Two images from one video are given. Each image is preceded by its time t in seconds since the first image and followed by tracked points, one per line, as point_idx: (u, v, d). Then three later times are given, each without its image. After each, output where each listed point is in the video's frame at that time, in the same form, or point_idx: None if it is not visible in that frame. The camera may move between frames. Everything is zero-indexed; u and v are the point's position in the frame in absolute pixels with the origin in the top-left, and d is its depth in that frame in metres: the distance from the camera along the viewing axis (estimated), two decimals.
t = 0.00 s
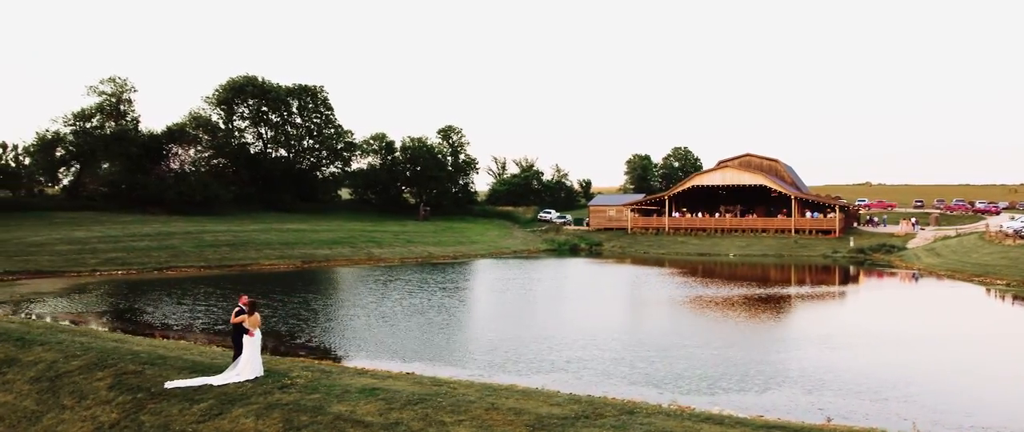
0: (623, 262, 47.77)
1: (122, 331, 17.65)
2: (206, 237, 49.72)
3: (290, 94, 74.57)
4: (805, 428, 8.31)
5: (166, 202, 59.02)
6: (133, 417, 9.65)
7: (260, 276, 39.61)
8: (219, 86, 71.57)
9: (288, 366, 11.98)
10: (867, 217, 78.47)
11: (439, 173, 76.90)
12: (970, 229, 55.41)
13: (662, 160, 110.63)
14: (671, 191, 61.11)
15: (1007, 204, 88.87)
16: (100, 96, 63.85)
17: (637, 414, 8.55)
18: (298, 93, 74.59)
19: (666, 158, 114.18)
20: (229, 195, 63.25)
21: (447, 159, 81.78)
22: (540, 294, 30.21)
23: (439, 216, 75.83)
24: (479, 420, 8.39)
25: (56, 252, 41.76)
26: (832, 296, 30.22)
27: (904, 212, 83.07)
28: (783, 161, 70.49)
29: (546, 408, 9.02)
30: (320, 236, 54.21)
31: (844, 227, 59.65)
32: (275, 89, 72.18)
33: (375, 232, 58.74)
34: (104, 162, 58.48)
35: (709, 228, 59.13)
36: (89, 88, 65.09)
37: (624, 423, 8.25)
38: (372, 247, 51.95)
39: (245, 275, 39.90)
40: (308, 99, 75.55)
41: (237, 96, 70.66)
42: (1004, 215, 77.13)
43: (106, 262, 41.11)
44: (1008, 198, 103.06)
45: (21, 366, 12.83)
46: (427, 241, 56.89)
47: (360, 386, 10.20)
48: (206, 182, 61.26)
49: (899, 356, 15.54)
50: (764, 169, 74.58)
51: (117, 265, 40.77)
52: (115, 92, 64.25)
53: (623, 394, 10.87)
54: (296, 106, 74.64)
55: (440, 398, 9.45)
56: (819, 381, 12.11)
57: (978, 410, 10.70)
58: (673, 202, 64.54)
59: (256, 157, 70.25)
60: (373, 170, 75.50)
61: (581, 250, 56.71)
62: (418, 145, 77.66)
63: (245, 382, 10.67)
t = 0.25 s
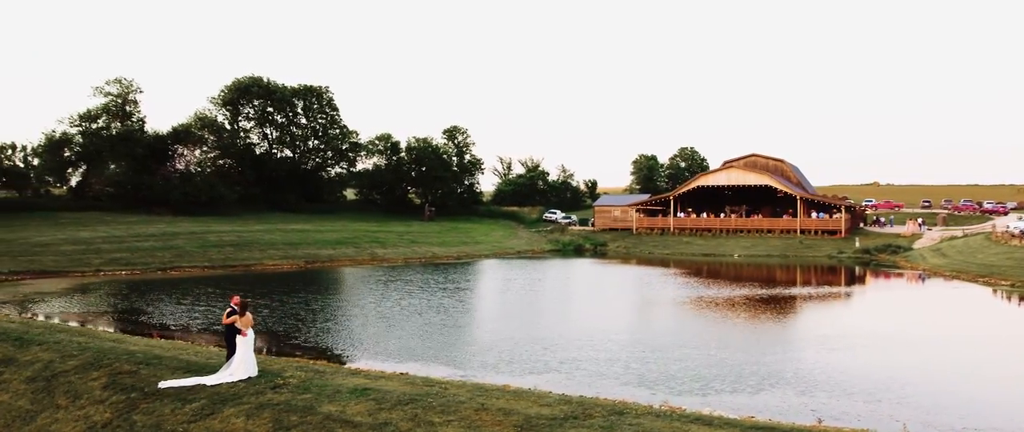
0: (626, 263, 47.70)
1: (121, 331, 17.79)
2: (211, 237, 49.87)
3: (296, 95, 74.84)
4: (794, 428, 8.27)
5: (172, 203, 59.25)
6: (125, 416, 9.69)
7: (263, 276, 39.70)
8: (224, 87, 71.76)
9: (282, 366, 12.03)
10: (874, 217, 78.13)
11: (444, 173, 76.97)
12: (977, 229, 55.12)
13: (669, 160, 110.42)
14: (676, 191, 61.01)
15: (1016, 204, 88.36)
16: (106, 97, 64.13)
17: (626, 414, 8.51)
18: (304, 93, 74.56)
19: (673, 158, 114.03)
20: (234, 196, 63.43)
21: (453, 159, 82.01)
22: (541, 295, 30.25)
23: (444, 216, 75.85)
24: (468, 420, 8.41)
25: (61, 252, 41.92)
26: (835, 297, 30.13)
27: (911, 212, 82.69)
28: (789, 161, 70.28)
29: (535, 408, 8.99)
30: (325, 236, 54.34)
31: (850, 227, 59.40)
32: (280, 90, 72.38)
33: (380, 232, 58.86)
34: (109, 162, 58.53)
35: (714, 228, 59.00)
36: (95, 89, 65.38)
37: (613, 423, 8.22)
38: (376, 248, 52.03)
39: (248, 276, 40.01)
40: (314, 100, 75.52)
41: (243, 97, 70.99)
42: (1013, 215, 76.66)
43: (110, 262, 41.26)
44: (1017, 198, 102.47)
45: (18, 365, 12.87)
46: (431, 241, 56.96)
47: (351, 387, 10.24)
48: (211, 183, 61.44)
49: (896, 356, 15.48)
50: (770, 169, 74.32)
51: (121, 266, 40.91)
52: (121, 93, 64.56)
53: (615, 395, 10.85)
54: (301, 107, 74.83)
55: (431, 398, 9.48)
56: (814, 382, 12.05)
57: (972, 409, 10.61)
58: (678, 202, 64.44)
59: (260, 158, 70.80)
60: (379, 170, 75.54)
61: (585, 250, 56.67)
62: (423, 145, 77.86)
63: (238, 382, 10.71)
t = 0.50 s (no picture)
0: (633, 263, 47.58)
1: (123, 331, 17.96)
2: (219, 238, 50.14)
3: (304, 96, 75.21)
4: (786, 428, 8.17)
5: (181, 203, 59.55)
6: (121, 416, 9.76)
7: (269, 277, 39.86)
8: (233, 88, 72.10)
9: (278, 366, 12.10)
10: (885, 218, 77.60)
11: (452, 173, 77.13)
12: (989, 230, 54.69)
13: (678, 161, 110.09)
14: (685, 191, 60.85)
15: None
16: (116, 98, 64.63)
17: (617, 415, 8.47)
18: (312, 94, 75.23)
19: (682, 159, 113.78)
20: (243, 197, 63.80)
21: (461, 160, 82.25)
22: (544, 296, 30.19)
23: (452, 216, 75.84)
24: (458, 420, 8.43)
25: (69, 252, 42.25)
26: (840, 298, 29.94)
27: (922, 213, 82.10)
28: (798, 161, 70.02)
29: (526, 409, 8.97)
30: (332, 236, 54.53)
31: (859, 228, 59.03)
32: (289, 91, 72.70)
33: (387, 233, 59.01)
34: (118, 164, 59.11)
35: (722, 229, 58.81)
36: (105, 91, 65.95)
37: (603, 424, 8.18)
38: (384, 248, 52.17)
39: (254, 276, 40.17)
40: (322, 101, 76.11)
41: (252, 98, 71.30)
42: None
43: (118, 263, 41.54)
44: None
45: (18, 365, 12.95)
46: (439, 242, 57.07)
47: (345, 387, 10.28)
48: (221, 184, 61.77)
49: (898, 353, 15.31)
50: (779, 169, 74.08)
51: (128, 266, 41.18)
52: (130, 95, 65.01)
53: (607, 396, 10.72)
54: (310, 108, 75.15)
55: (423, 398, 9.51)
56: (813, 379, 11.92)
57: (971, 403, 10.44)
58: (687, 203, 64.28)
59: (270, 158, 70.83)
60: (388, 171, 75.82)
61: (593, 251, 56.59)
62: (431, 146, 78.19)
63: (233, 382, 10.77)
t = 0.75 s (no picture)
0: (641, 264, 47.46)
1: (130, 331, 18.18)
2: (228, 238, 50.43)
3: (315, 96, 75.38)
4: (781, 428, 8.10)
5: (192, 203, 59.92)
6: (121, 414, 9.83)
7: (277, 277, 40.04)
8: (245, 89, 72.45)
9: (278, 366, 12.17)
10: (898, 219, 76.95)
11: (463, 174, 77.35)
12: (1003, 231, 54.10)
13: (689, 161, 109.72)
14: (695, 192, 60.65)
15: None
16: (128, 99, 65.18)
17: (611, 416, 8.44)
18: (323, 95, 75.68)
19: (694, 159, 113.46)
20: (254, 197, 64.25)
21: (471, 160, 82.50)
22: (550, 296, 30.19)
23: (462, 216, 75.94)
24: (452, 420, 8.45)
25: (81, 252, 42.63)
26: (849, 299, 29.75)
27: (936, 213, 81.31)
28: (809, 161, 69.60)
29: (520, 409, 8.97)
30: (341, 237, 54.74)
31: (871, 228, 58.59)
32: (299, 91, 72.95)
33: (396, 233, 59.17)
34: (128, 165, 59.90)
35: (733, 229, 58.57)
36: (117, 92, 66.49)
37: (596, 425, 8.17)
38: (393, 249, 52.31)
39: (263, 276, 40.36)
40: (333, 102, 76.56)
41: (262, 99, 71.57)
42: None
43: (129, 262, 41.88)
44: None
45: (23, 363, 13.07)
46: (448, 242, 57.17)
47: (342, 387, 10.32)
48: (231, 184, 62.18)
49: (903, 352, 15.15)
50: (790, 169, 73.76)
51: (138, 266, 41.49)
52: (142, 96, 65.54)
53: (604, 396, 10.67)
54: (320, 109, 75.39)
55: (419, 398, 9.53)
56: (814, 377, 11.81)
57: (973, 403, 10.30)
58: (697, 203, 64.07)
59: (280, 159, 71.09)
60: (398, 171, 76.13)
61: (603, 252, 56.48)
62: (441, 146, 78.55)
63: (233, 381, 10.83)
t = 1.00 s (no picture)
0: (651, 264, 47.31)
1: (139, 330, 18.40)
2: (240, 238, 50.76)
3: (327, 97, 75.42)
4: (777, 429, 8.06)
5: (205, 204, 60.36)
6: (122, 412, 9.93)
7: (287, 276, 40.23)
8: (258, 89, 72.53)
9: (280, 365, 12.23)
10: (913, 219, 76.10)
11: (475, 174, 77.57)
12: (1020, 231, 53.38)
13: (703, 160, 109.19)
14: (708, 191, 60.38)
15: None
16: (142, 100, 65.73)
17: (607, 416, 8.43)
18: (335, 96, 75.47)
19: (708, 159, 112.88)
20: (265, 197, 64.97)
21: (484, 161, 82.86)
22: (559, 296, 30.19)
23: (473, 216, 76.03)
24: (447, 420, 8.45)
25: (94, 252, 43.05)
26: (859, 299, 29.55)
27: (953, 214, 80.35)
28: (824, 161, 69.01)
29: (517, 409, 8.96)
30: (352, 237, 54.94)
31: (886, 228, 58.01)
32: (311, 92, 73.16)
33: (408, 233, 59.32)
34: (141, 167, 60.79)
35: (746, 230, 58.25)
36: (132, 93, 67.07)
37: (591, 425, 8.16)
38: (404, 249, 52.42)
39: (273, 276, 40.57)
40: (345, 102, 76.53)
41: (275, 100, 71.83)
42: None
43: (141, 262, 42.27)
44: None
45: (30, 362, 13.21)
46: (459, 242, 57.20)
47: (341, 386, 10.37)
48: (243, 185, 62.72)
49: (910, 353, 15.01)
50: (803, 170, 73.44)
51: (151, 266, 41.85)
52: (156, 97, 66.02)
53: (603, 397, 10.67)
54: (332, 109, 75.56)
55: (416, 397, 9.55)
56: (817, 377, 11.73)
57: (979, 404, 10.19)
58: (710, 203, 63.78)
59: (293, 159, 71.44)
60: (410, 172, 76.42)
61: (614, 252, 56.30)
62: (453, 147, 78.85)
63: (234, 380, 10.91)
